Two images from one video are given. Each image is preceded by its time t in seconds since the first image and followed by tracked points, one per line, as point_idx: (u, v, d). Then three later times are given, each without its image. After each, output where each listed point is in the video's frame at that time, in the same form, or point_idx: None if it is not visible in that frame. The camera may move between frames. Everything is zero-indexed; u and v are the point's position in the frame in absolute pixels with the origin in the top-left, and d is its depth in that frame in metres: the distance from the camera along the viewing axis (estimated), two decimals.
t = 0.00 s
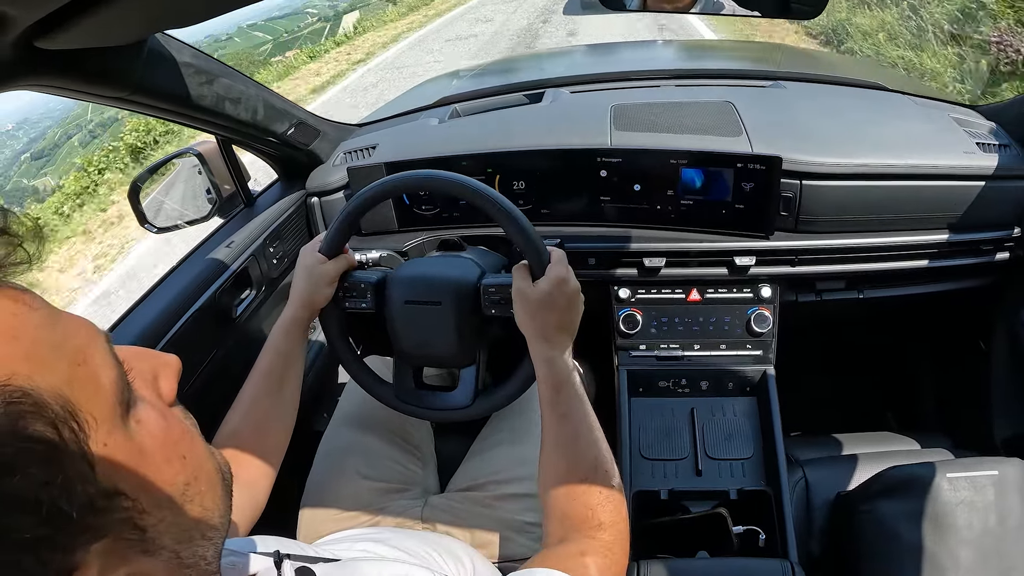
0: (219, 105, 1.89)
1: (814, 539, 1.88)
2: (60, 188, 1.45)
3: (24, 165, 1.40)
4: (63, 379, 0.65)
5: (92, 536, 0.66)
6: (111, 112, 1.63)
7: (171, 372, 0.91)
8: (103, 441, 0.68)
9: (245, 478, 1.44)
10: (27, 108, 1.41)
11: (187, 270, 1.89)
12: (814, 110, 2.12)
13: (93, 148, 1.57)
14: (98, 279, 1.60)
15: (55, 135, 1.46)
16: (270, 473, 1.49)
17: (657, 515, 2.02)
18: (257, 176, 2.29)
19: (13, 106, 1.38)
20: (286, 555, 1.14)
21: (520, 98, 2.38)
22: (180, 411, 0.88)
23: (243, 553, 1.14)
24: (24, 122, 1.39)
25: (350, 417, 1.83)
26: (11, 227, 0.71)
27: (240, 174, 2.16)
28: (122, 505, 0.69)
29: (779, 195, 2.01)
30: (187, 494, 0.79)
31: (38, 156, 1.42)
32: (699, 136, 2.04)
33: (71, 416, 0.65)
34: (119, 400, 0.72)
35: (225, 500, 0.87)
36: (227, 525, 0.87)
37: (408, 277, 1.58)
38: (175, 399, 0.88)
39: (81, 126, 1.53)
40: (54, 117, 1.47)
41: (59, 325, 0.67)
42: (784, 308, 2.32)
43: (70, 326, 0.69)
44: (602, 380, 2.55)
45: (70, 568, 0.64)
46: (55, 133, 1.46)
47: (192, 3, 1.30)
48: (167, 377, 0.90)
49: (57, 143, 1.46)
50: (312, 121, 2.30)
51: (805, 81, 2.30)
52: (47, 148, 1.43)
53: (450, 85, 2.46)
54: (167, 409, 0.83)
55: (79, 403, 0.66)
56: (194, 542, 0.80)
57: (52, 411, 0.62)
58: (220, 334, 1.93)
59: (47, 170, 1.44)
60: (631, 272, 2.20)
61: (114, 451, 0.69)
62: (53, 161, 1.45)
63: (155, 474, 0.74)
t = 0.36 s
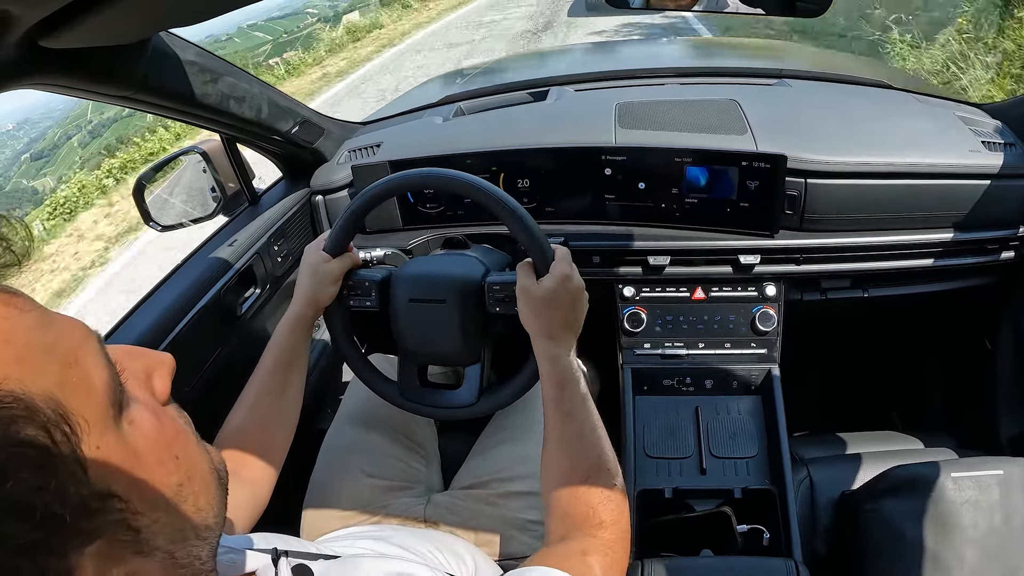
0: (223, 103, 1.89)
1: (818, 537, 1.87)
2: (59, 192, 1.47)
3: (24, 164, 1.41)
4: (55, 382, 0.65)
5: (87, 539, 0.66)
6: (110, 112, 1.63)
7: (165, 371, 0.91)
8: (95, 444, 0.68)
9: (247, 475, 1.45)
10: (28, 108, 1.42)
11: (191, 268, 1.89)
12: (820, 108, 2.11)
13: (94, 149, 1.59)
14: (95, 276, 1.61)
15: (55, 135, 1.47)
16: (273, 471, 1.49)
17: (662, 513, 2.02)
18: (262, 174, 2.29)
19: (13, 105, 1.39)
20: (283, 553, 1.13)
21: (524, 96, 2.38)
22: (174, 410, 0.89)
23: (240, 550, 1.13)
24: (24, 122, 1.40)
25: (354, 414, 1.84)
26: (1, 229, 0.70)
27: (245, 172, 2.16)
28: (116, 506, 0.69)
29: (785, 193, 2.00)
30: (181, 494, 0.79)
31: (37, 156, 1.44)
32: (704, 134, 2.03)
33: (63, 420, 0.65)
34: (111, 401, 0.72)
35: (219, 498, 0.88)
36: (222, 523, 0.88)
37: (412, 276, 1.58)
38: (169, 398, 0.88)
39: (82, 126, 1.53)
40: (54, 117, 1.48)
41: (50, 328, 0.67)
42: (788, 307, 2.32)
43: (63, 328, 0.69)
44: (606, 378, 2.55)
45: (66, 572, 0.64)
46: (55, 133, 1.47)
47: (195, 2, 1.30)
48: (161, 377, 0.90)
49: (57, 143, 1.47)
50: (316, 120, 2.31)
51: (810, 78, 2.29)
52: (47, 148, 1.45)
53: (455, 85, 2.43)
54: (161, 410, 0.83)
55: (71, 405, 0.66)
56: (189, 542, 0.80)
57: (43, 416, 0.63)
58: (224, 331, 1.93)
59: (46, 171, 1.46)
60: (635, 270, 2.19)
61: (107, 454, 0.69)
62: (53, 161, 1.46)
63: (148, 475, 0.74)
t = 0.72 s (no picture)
0: (224, 99, 1.89)
1: (812, 543, 1.87)
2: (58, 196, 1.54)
3: (24, 164, 1.46)
4: (48, 369, 0.65)
5: (77, 526, 0.66)
6: (109, 113, 1.63)
7: (158, 365, 0.91)
8: (87, 432, 0.68)
9: (239, 467, 1.45)
10: (29, 107, 1.40)
11: (188, 263, 1.89)
12: (821, 116, 2.11)
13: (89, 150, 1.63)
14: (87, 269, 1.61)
15: (54, 137, 1.50)
16: (264, 463, 1.50)
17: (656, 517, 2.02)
18: (261, 171, 2.29)
19: (14, 104, 1.37)
20: (277, 550, 1.13)
21: (526, 98, 2.38)
22: (167, 404, 0.88)
23: (234, 547, 1.13)
24: (24, 122, 1.38)
25: (349, 413, 1.83)
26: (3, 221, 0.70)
27: (244, 168, 2.16)
28: (107, 495, 0.69)
29: (784, 200, 1.99)
30: (172, 486, 0.79)
31: (36, 157, 1.48)
32: (704, 140, 2.04)
33: (55, 407, 0.64)
34: (105, 391, 0.72)
35: (212, 492, 0.88)
36: (213, 517, 0.88)
37: (410, 275, 1.58)
38: (163, 392, 0.88)
39: (81, 128, 1.55)
40: (54, 117, 1.48)
41: (45, 317, 0.67)
42: (785, 314, 2.31)
43: (56, 317, 0.69)
44: (602, 382, 2.55)
45: (56, 558, 0.64)
46: (54, 134, 1.50)
47: None
48: (154, 370, 0.90)
49: (56, 144, 1.51)
50: (317, 117, 2.30)
51: (811, 86, 2.29)
52: (46, 149, 1.49)
53: (457, 85, 2.46)
54: (154, 402, 0.83)
55: (64, 393, 0.66)
56: (181, 534, 0.79)
57: (35, 402, 0.62)
58: (221, 328, 1.93)
59: (44, 172, 1.50)
60: (634, 274, 2.19)
61: (99, 443, 0.69)
62: (50, 163, 1.51)
63: (139, 466, 0.74)
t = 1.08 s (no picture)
0: (230, 100, 1.89)
1: (816, 548, 1.86)
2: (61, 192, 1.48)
3: (23, 166, 1.40)
4: (63, 377, 0.65)
5: (91, 536, 0.67)
6: (106, 115, 1.61)
7: (172, 368, 0.92)
8: (102, 440, 0.68)
9: (242, 463, 1.46)
10: (30, 107, 1.40)
11: (194, 263, 1.90)
12: (827, 118, 2.11)
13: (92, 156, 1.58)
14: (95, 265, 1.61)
15: (54, 138, 1.47)
16: (266, 459, 1.51)
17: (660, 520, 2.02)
18: (266, 172, 2.30)
19: (14, 108, 1.37)
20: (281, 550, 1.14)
21: (531, 99, 2.39)
22: (180, 407, 0.89)
23: (239, 548, 1.14)
24: (24, 123, 1.38)
25: (354, 414, 1.84)
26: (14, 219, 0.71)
27: (250, 168, 2.16)
28: (120, 504, 0.69)
29: (789, 203, 1.99)
30: (185, 493, 0.79)
31: (35, 159, 1.43)
32: (710, 141, 2.04)
33: (71, 416, 0.64)
34: (119, 398, 0.72)
35: (223, 498, 0.88)
36: (224, 522, 0.88)
37: (416, 275, 1.59)
38: (176, 395, 0.89)
39: (79, 129, 1.52)
40: (53, 119, 1.46)
41: (60, 321, 0.68)
42: (790, 316, 2.31)
43: (71, 324, 0.69)
44: (607, 384, 2.55)
45: (70, 568, 0.65)
46: (52, 136, 1.46)
47: None
48: (168, 372, 0.91)
49: (55, 146, 1.47)
50: (323, 118, 2.31)
51: (816, 88, 2.29)
52: (45, 151, 1.44)
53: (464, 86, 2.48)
54: (167, 407, 0.84)
55: (79, 401, 0.66)
56: (192, 541, 0.80)
57: (52, 411, 0.62)
58: (226, 326, 1.93)
59: (44, 174, 1.45)
60: (639, 276, 2.19)
61: (113, 450, 0.69)
62: (50, 165, 1.46)
63: (153, 474, 0.74)
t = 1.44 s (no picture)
0: (238, 97, 1.90)
1: (822, 548, 1.83)
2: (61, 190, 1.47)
3: (22, 168, 1.40)
4: (61, 365, 0.66)
5: (86, 519, 0.66)
6: (106, 116, 1.59)
7: (170, 359, 0.93)
8: (98, 426, 0.69)
9: (253, 466, 1.46)
10: (29, 108, 1.39)
11: (201, 261, 1.91)
12: (835, 117, 2.10)
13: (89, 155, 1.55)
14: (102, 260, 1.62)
15: (51, 140, 1.46)
16: (277, 464, 1.51)
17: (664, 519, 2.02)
18: (273, 169, 2.31)
19: (17, 107, 1.37)
20: (284, 546, 1.15)
21: (538, 98, 2.38)
22: (177, 398, 0.90)
23: (241, 542, 1.13)
24: (24, 124, 1.38)
25: (359, 411, 1.84)
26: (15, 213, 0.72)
27: (257, 166, 2.19)
28: (117, 489, 0.70)
29: (796, 202, 1.99)
30: (182, 480, 0.80)
31: (34, 160, 1.43)
32: (717, 140, 2.03)
33: (67, 401, 0.65)
34: (117, 386, 0.73)
35: (220, 489, 0.89)
36: (222, 512, 0.89)
37: (422, 273, 1.59)
38: (174, 387, 0.90)
39: (78, 131, 1.51)
40: (53, 120, 1.46)
41: (58, 312, 0.68)
42: (796, 317, 2.30)
43: (69, 314, 0.70)
44: (613, 383, 2.55)
45: (65, 550, 0.65)
46: (50, 139, 1.45)
47: None
48: (165, 365, 0.92)
49: (54, 148, 1.46)
50: (329, 115, 2.31)
51: (824, 87, 2.28)
52: (45, 152, 1.44)
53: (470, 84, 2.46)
54: (165, 398, 0.84)
55: (76, 388, 0.67)
56: (189, 528, 0.80)
57: (48, 396, 0.63)
58: (232, 323, 1.94)
59: (43, 175, 1.44)
60: (645, 275, 2.19)
61: (109, 436, 0.70)
62: (50, 166, 1.46)
63: (150, 461, 0.75)
